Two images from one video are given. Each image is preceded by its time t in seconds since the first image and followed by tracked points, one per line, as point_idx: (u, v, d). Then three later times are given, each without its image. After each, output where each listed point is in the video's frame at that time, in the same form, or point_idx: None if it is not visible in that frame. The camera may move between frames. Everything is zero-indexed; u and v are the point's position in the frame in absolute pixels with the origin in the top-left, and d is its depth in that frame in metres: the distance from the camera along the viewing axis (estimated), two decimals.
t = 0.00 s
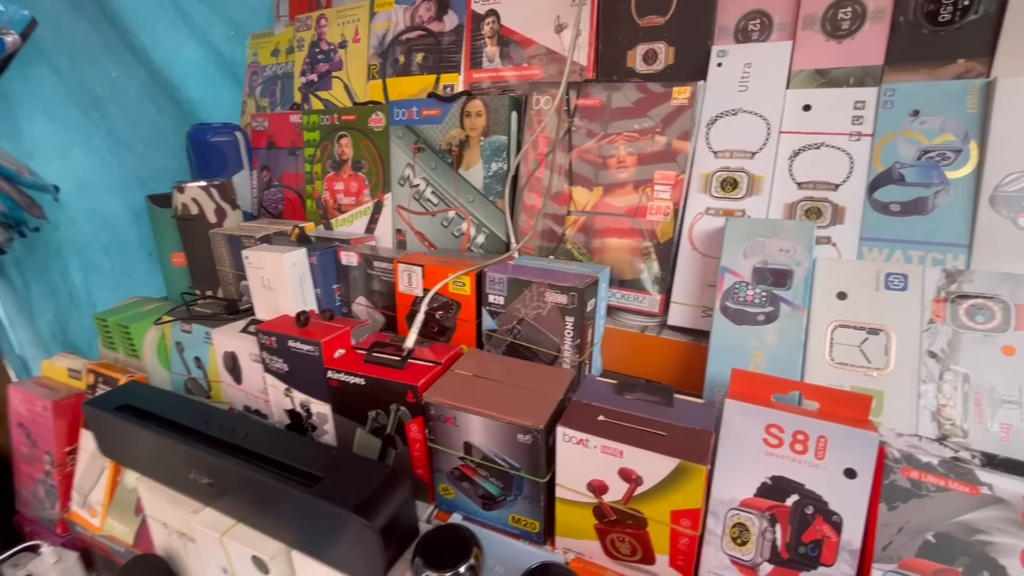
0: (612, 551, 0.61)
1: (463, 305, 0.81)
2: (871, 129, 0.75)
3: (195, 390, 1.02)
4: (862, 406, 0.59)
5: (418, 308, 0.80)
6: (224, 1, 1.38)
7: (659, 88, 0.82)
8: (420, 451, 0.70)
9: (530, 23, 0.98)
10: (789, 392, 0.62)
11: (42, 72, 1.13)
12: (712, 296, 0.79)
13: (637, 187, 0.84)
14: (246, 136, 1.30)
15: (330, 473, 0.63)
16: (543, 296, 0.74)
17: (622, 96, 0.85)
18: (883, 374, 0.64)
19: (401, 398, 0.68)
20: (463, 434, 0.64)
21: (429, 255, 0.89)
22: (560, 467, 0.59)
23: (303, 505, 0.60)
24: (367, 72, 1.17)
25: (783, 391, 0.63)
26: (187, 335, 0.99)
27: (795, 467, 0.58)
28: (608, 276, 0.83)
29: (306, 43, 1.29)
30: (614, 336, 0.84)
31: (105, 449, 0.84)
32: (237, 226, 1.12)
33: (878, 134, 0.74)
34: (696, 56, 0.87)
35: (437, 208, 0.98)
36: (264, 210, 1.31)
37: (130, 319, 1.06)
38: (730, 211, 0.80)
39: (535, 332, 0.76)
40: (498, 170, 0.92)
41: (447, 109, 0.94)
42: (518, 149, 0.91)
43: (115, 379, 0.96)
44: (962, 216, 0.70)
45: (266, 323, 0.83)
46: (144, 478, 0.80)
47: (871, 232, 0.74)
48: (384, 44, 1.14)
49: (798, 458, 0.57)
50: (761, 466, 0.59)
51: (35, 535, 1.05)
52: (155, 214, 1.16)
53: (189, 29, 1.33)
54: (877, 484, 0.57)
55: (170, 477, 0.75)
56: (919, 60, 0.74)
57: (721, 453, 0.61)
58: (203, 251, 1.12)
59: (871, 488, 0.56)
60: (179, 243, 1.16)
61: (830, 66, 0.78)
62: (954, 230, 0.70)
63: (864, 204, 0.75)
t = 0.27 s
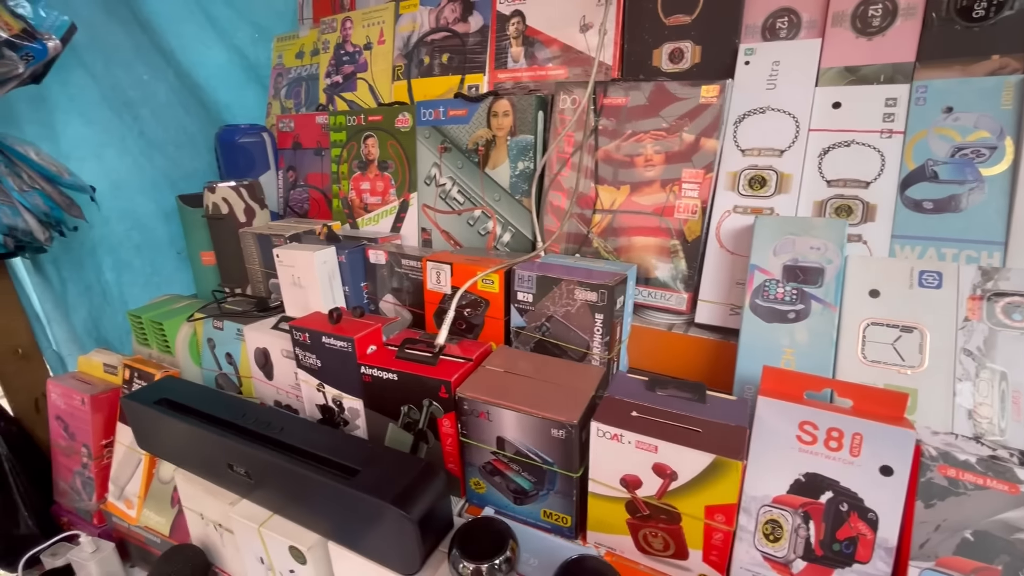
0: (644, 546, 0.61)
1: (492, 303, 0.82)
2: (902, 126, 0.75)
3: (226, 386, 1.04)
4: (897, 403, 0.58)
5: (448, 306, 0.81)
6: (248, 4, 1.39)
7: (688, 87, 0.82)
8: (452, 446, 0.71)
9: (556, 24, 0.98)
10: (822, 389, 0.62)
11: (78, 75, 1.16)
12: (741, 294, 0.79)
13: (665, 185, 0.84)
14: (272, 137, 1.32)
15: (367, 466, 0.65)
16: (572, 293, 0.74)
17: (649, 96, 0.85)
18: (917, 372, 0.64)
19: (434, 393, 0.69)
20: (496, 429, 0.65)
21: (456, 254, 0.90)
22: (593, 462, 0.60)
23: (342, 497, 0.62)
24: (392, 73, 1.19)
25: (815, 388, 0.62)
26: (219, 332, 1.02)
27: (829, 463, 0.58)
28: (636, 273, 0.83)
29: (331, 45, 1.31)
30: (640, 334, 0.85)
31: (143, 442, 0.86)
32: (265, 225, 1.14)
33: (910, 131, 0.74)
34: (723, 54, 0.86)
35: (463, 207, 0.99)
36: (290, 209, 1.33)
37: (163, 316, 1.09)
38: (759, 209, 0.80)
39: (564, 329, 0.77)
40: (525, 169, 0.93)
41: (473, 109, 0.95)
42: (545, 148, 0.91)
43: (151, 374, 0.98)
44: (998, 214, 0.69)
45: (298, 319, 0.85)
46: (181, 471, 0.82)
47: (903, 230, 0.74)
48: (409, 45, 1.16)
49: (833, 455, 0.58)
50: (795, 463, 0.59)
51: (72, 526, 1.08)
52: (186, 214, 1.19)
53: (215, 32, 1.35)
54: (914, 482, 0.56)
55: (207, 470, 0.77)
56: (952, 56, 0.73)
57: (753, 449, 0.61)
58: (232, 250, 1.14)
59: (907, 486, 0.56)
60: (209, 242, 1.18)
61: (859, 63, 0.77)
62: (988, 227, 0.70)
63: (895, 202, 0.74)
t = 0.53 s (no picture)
0: (684, 565, 0.61)
1: (524, 316, 0.82)
2: (943, 140, 0.74)
3: (259, 394, 1.06)
4: (944, 425, 0.57)
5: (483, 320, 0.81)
6: (276, 18, 1.41)
7: (723, 99, 0.82)
8: (487, 460, 0.72)
9: (586, 37, 0.99)
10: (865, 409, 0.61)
11: (118, 90, 1.20)
12: (776, 309, 0.79)
13: (698, 199, 0.84)
14: (302, 148, 1.34)
15: (408, 479, 0.66)
16: (607, 308, 0.75)
17: (682, 109, 0.85)
18: (961, 392, 0.64)
19: (470, 407, 0.70)
20: (534, 444, 0.65)
21: (487, 266, 0.91)
22: (632, 480, 0.60)
23: (384, 510, 0.63)
24: (420, 86, 1.21)
25: (857, 408, 0.62)
26: (253, 341, 1.04)
27: (873, 485, 0.57)
28: (668, 287, 0.83)
29: (360, 57, 1.33)
30: (672, 347, 0.85)
31: (183, 450, 0.89)
32: (296, 235, 1.16)
33: (951, 145, 0.73)
34: (757, 66, 0.86)
35: (493, 218, 1.00)
36: (318, 219, 1.35)
37: (199, 324, 1.12)
38: (794, 223, 0.80)
39: (597, 343, 0.77)
40: (556, 182, 0.93)
41: (504, 123, 0.96)
42: (576, 162, 0.92)
43: (188, 383, 1.00)
44: None
45: (333, 331, 0.87)
46: (220, 479, 0.84)
47: (943, 246, 0.74)
48: (438, 58, 1.17)
49: (877, 477, 0.57)
50: (838, 483, 0.59)
51: (110, 530, 1.11)
52: (219, 224, 1.22)
53: (246, 46, 1.38)
54: (962, 506, 0.56)
55: (246, 479, 0.79)
56: (993, 70, 0.71)
57: (795, 469, 0.61)
58: (264, 260, 1.16)
59: (956, 511, 0.55)
60: (241, 252, 1.21)
61: (896, 76, 0.76)
62: None
63: (936, 217, 0.74)
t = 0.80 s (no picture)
0: None
1: (563, 333, 0.83)
2: (991, 160, 0.73)
3: (297, 404, 1.08)
4: (999, 454, 0.56)
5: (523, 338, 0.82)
6: (311, 36, 1.46)
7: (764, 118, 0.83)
8: (528, 477, 0.72)
9: (621, 55, 1.00)
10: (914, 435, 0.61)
11: (162, 108, 1.22)
12: (818, 329, 0.79)
13: (737, 218, 0.84)
14: (336, 162, 1.37)
15: (453, 495, 0.68)
16: (647, 327, 0.75)
17: (720, 129, 0.85)
18: (1013, 419, 0.63)
19: (512, 425, 0.71)
20: (578, 463, 0.66)
21: (524, 282, 0.93)
22: (677, 502, 0.60)
23: (431, 526, 0.65)
24: (454, 102, 1.23)
25: (906, 432, 0.62)
26: (292, 352, 1.06)
27: (924, 512, 0.57)
28: (707, 306, 0.83)
29: (393, 73, 1.36)
30: (709, 365, 0.85)
31: (228, 459, 0.91)
32: (333, 249, 1.19)
33: (1000, 165, 0.72)
34: (796, 85, 0.86)
35: (528, 234, 1.01)
36: (352, 231, 1.37)
37: (239, 335, 1.15)
38: (836, 243, 0.79)
39: (637, 362, 0.77)
40: (592, 200, 0.95)
41: (541, 141, 0.97)
42: (613, 179, 0.93)
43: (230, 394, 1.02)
44: None
45: (374, 346, 0.89)
46: (264, 489, 0.86)
47: (991, 268, 0.73)
48: (472, 75, 1.19)
49: (929, 504, 0.56)
50: (887, 509, 0.59)
51: (153, 533, 1.14)
52: (258, 237, 1.25)
53: (281, 62, 1.41)
54: (1019, 536, 0.55)
55: (290, 490, 0.81)
56: None
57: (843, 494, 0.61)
58: (301, 272, 1.19)
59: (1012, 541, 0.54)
60: (279, 264, 1.24)
61: (941, 95, 0.76)
62: None
63: (983, 238, 0.73)
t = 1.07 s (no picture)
0: None
1: (599, 342, 0.83)
2: None
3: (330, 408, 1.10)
4: None
5: (561, 346, 0.82)
6: (343, 46, 1.49)
7: (807, 125, 0.81)
8: (566, 486, 0.72)
9: (656, 63, 1.00)
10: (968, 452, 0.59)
11: (201, 118, 1.25)
12: (862, 341, 0.77)
13: (777, 227, 0.83)
14: (368, 169, 1.39)
15: (494, 504, 0.68)
16: (686, 337, 0.75)
17: (760, 135, 0.84)
18: None
19: (551, 433, 0.71)
20: (618, 474, 0.65)
21: (558, 291, 0.93)
22: (721, 515, 0.60)
23: (472, 534, 0.65)
24: (485, 110, 1.24)
25: (960, 449, 0.60)
26: (327, 357, 1.08)
27: (981, 533, 0.55)
28: (746, 315, 0.83)
29: (425, 82, 1.37)
30: (747, 376, 0.84)
31: (266, 462, 0.93)
32: (366, 255, 1.21)
33: None
34: (837, 93, 0.86)
35: (561, 242, 1.02)
36: (382, 237, 1.38)
37: (275, 339, 1.17)
38: (880, 253, 0.78)
39: (675, 372, 0.77)
40: (627, 209, 0.95)
41: (576, 149, 0.98)
42: (649, 188, 0.93)
43: (268, 397, 1.04)
44: None
45: (411, 353, 0.90)
46: (302, 492, 0.88)
47: None
48: (504, 84, 1.20)
49: (986, 524, 0.55)
50: (941, 528, 0.57)
51: (190, 533, 1.17)
52: (293, 243, 1.27)
53: (313, 71, 1.44)
54: None
55: (329, 494, 0.82)
56: None
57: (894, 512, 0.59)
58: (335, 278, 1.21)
59: None
60: (313, 270, 1.26)
61: (991, 102, 0.74)
62: None
63: None
